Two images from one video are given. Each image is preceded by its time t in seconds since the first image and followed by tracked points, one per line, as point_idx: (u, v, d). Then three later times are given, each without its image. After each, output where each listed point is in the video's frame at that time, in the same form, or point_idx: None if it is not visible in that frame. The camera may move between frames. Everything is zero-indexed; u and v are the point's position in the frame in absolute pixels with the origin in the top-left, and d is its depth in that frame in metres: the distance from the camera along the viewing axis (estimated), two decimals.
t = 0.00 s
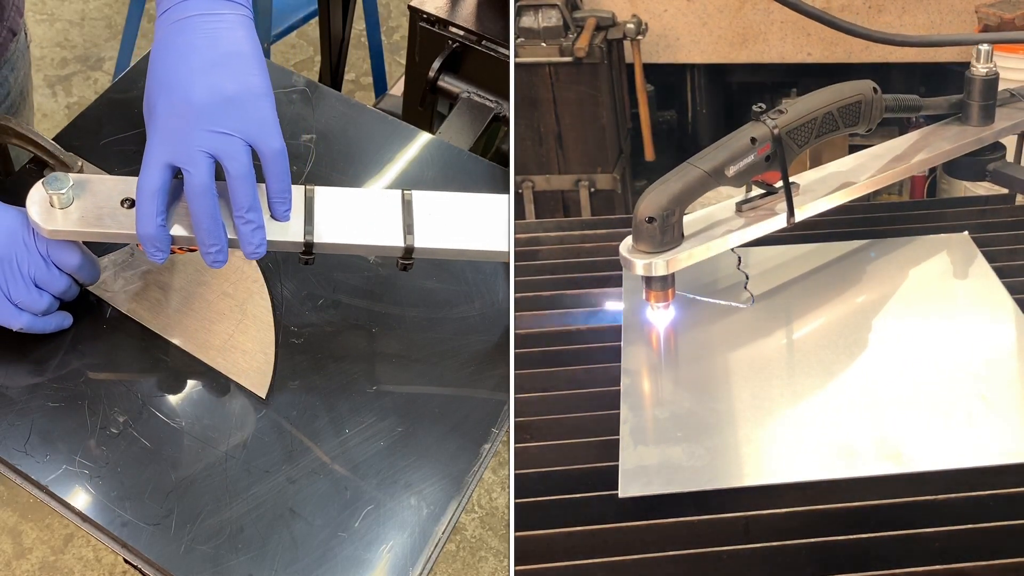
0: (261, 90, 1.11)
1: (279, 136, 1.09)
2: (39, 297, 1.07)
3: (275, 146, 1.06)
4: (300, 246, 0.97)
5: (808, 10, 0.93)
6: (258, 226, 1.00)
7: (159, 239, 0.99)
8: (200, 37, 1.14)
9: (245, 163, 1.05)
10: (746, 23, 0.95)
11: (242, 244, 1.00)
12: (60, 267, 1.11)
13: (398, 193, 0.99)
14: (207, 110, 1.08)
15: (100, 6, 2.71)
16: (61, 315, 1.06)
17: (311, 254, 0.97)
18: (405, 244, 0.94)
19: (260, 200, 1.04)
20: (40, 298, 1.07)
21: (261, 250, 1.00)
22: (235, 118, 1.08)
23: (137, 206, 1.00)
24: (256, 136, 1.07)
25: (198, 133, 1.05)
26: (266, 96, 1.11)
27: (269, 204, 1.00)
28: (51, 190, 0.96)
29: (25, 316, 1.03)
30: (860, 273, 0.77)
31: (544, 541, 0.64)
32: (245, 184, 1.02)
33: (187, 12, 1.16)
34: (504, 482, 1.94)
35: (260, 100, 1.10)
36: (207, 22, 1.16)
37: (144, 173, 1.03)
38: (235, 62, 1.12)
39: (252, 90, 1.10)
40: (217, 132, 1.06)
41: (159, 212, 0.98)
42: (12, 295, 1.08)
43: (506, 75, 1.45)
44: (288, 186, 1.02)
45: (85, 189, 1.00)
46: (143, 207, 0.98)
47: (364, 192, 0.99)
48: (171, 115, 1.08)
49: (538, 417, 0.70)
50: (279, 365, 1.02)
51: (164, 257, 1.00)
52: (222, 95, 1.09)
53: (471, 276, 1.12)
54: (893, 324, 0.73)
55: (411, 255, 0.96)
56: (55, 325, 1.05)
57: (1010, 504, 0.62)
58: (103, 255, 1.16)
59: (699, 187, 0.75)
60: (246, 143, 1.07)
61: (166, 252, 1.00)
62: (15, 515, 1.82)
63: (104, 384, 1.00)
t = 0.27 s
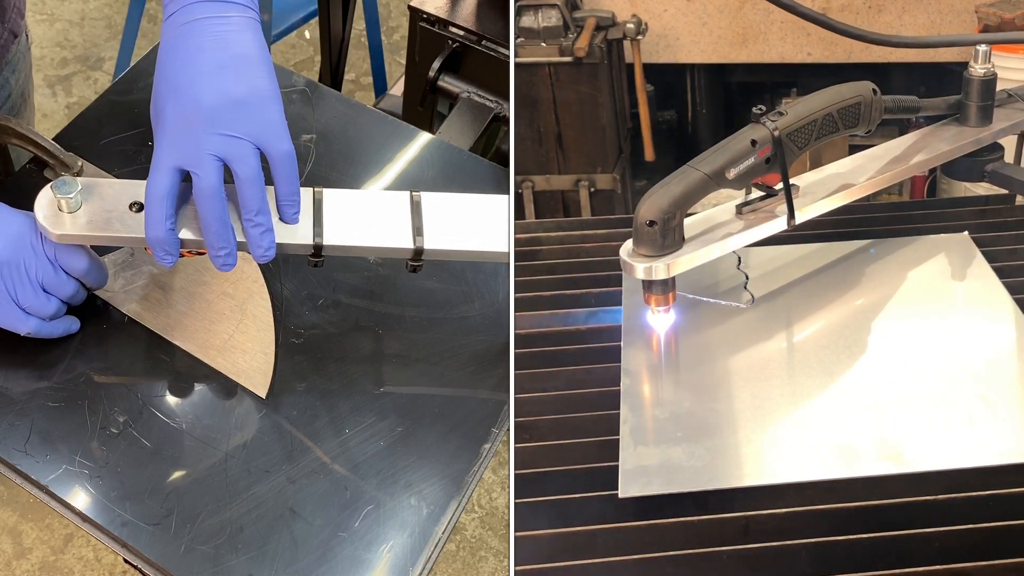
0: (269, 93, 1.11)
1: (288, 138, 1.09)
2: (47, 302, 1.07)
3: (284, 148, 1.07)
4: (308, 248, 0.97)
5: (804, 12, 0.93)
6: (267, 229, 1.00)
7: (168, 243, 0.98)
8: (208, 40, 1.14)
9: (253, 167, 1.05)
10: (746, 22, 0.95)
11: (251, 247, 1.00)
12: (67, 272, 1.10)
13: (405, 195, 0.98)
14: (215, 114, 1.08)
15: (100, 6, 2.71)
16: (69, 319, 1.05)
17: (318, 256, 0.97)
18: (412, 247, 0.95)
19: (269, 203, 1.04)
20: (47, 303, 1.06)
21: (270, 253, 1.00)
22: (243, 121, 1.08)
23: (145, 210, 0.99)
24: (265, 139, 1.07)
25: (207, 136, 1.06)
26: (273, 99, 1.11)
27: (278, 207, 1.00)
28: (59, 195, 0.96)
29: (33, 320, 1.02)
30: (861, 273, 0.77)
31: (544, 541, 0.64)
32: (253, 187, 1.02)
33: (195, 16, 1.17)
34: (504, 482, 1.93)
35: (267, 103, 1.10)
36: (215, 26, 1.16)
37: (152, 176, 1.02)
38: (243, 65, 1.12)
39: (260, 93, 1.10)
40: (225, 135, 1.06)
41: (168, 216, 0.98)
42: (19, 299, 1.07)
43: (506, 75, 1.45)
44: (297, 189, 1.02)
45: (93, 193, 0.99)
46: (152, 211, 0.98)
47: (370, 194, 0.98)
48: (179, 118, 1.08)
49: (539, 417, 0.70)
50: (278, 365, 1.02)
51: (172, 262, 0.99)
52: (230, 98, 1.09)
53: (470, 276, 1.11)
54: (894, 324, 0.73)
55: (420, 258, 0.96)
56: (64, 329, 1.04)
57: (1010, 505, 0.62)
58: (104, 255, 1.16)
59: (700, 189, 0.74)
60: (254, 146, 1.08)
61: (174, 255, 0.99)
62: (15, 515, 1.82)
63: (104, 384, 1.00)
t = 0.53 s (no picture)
0: (275, 95, 1.11)
1: (295, 141, 1.09)
2: (53, 306, 1.06)
3: (291, 151, 1.07)
4: (317, 251, 0.98)
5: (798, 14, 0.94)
6: (274, 232, 1.00)
7: (174, 246, 0.99)
8: (214, 42, 1.14)
9: (261, 169, 1.06)
10: (746, 23, 0.95)
11: (258, 250, 1.00)
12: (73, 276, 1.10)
13: (412, 195, 1.00)
14: (222, 116, 1.08)
15: (100, 6, 2.71)
16: (75, 322, 1.04)
17: (327, 258, 0.98)
18: (422, 248, 0.96)
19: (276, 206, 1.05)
20: (54, 307, 1.06)
21: (277, 256, 1.01)
22: (250, 124, 1.08)
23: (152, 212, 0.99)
24: (272, 141, 1.07)
25: (215, 139, 1.06)
26: (280, 101, 1.11)
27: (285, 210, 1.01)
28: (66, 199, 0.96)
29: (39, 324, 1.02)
30: (861, 273, 0.77)
31: (544, 541, 0.64)
32: (260, 190, 1.03)
33: (200, 17, 1.16)
34: (504, 482, 1.93)
35: (274, 105, 1.10)
36: (220, 27, 1.15)
37: (159, 179, 1.02)
38: (249, 68, 1.12)
39: (266, 95, 1.10)
40: (232, 138, 1.07)
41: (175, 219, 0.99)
42: (25, 303, 1.07)
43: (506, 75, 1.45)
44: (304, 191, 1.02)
45: (99, 198, 1.00)
46: (160, 213, 0.98)
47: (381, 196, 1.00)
48: (185, 121, 1.08)
49: (539, 417, 0.70)
50: (278, 365, 1.02)
51: (179, 265, 1.01)
52: (236, 100, 1.09)
53: (471, 276, 1.11)
54: (894, 324, 0.73)
55: (427, 260, 0.98)
56: (69, 333, 1.04)
57: (1010, 505, 0.62)
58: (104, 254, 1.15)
59: (700, 193, 0.75)
60: (260, 148, 1.08)
61: (181, 259, 1.00)
62: (15, 515, 1.82)
63: (105, 384, 1.00)
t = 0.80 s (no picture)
0: (283, 98, 1.11)
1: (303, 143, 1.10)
2: (61, 310, 1.06)
3: (299, 154, 1.07)
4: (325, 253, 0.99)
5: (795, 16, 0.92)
6: (283, 235, 1.00)
7: (184, 250, 0.98)
8: (221, 46, 1.14)
9: (270, 172, 1.06)
10: (746, 22, 0.95)
11: (267, 254, 1.00)
12: (81, 281, 1.10)
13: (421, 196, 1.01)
14: (230, 120, 1.08)
15: (100, 6, 2.71)
16: (82, 328, 1.04)
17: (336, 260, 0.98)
18: (430, 250, 0.96)
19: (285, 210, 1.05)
20: (61, 311, 1.06)
21: (286, 261, 1.00)
22: (258, 127, 1.09)
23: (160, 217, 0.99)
24: (280, 144, 1.08)
25: (223, 143, 1.06)
26: (288, 104, 1.11)
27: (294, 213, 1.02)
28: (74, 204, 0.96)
29: (47, 329, 1.02)
30: (862, 274, 0.77)
31: (544, 541, 0.64)
32: (269, 193, 1.03)
33: (207, 21, 1.17)
34: (504, 482, 1.93)
35: (281, 108, 1.10)
36: (228, 31, 1.16)
37: (167, 184, 1.03)
38: (256, 71, 1.13)
39: (274, 98, 1.11)
40: (240, 141, 1.07)
41: (183, 224, 0.99)
42: (33, 307, 1.07)
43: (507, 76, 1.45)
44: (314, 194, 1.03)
45: (108, 202, 1.00)
46: (168, 218, 0.98)
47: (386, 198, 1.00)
48: (194, 124, 1.08)
49: (538, 416, 0.70)
50: (278, 365, 1.02)
51: (188, 269, 1.00)
52: (244, 104, 1.09)
53: (470, 276, 1.11)
54: (894, 325, 0.73)
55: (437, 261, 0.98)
56: (77, 338, 1.04)
57: (1011, 505, 0.62)
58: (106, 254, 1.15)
59: (701, 197, 0.75)
60: (269, 152, 1.08)
61: (190, 263, 1.00)
62: (15, 515, 1.82)
63: (105, 384, 1.00)
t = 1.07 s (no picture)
0: (290, 101, 1.12)
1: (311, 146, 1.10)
2: (69, 315, 1.05)
3: (307, 156, 1.07)
4: (335, 256, 0.99)
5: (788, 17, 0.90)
6: (293, 238, 1.02)
7: (194, 254, 0.98)
8: (227, 48, 1.15)
9: (278, 176, 1.06)
10: (746, 23, 0.93)
11: (277, 257, 1.02)
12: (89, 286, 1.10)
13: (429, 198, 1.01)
14: (238, 122, 1.08)
15: (100, 6, 2.71)
16: (89, 332, 1.03)
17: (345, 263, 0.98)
18: (441, 252, 0.96)
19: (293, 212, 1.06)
20: (69, 316, 1.05)
21: (295, 262, 1.03)
22: (266, 130, 1.09)
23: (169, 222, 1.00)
24: (288, 147, 1.08)
25: (232, 146, 1.06)
26: (295, 107, 1.12)
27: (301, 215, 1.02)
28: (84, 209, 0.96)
29: (55, 334, 1.01)
30: (862, 274, 0.77)
31: (544, 541, 0.64)
32: (278, 197, 1.04)
33: (213, 23, 1.17)
34: (504, 482, 1.93)
35: (289, 110, 1.11)
36: (234, 33, 1.16)
37: (176, 188, 1.03)
38: (263, 73, 1.13)
39: (281, 101, 1.11)
40: (249, 145, 1.07)
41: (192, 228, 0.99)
42: (40, 311, 1.06)
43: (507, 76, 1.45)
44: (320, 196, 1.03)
45: (116, 207, 1.00)
46: (177, 222, 0.99)
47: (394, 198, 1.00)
48: (202, 127, 1.08)
49: (538, 416, 0.70)
50: (278, 365, 1.02)
51: (198, 273, 1.00)
52: (252, 106, 1.10)
53: (471, 276, 1.11)
54: (894, 325, 0.73)
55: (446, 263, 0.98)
56: (84, 343, 1.03)
57: (1011, 505, 0.62)
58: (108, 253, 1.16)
59: (703, 202, 0.75)
60: (277, 154, 1.08)
61: (200, 266, 1.00)
62: (15, 515, 1.82)
63: (105, 384, 1.00)
